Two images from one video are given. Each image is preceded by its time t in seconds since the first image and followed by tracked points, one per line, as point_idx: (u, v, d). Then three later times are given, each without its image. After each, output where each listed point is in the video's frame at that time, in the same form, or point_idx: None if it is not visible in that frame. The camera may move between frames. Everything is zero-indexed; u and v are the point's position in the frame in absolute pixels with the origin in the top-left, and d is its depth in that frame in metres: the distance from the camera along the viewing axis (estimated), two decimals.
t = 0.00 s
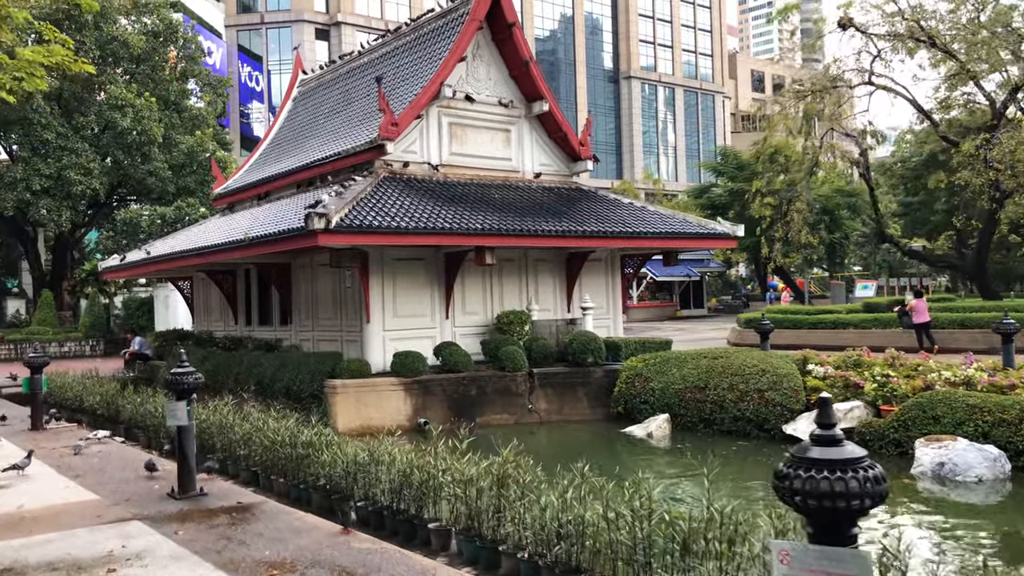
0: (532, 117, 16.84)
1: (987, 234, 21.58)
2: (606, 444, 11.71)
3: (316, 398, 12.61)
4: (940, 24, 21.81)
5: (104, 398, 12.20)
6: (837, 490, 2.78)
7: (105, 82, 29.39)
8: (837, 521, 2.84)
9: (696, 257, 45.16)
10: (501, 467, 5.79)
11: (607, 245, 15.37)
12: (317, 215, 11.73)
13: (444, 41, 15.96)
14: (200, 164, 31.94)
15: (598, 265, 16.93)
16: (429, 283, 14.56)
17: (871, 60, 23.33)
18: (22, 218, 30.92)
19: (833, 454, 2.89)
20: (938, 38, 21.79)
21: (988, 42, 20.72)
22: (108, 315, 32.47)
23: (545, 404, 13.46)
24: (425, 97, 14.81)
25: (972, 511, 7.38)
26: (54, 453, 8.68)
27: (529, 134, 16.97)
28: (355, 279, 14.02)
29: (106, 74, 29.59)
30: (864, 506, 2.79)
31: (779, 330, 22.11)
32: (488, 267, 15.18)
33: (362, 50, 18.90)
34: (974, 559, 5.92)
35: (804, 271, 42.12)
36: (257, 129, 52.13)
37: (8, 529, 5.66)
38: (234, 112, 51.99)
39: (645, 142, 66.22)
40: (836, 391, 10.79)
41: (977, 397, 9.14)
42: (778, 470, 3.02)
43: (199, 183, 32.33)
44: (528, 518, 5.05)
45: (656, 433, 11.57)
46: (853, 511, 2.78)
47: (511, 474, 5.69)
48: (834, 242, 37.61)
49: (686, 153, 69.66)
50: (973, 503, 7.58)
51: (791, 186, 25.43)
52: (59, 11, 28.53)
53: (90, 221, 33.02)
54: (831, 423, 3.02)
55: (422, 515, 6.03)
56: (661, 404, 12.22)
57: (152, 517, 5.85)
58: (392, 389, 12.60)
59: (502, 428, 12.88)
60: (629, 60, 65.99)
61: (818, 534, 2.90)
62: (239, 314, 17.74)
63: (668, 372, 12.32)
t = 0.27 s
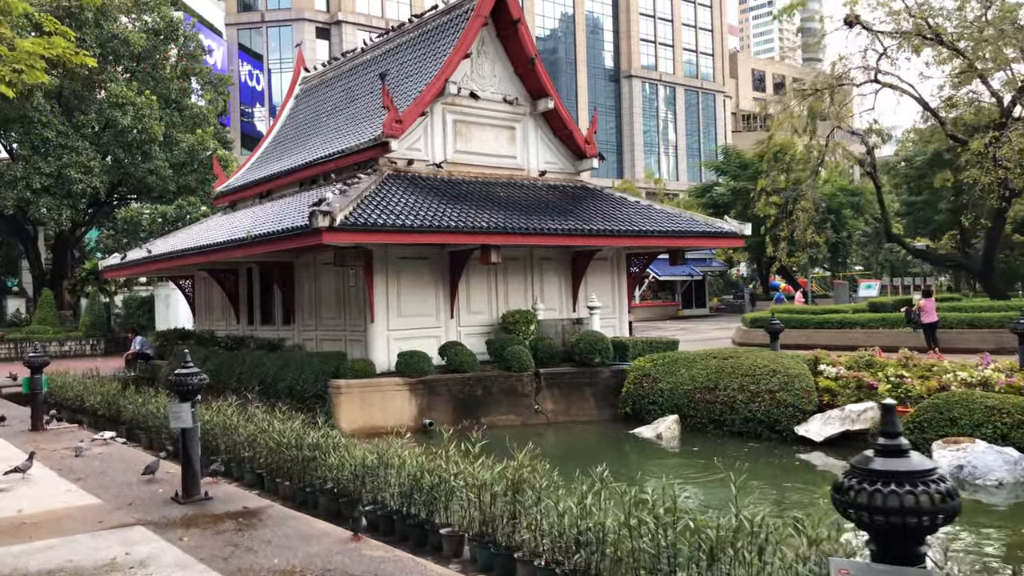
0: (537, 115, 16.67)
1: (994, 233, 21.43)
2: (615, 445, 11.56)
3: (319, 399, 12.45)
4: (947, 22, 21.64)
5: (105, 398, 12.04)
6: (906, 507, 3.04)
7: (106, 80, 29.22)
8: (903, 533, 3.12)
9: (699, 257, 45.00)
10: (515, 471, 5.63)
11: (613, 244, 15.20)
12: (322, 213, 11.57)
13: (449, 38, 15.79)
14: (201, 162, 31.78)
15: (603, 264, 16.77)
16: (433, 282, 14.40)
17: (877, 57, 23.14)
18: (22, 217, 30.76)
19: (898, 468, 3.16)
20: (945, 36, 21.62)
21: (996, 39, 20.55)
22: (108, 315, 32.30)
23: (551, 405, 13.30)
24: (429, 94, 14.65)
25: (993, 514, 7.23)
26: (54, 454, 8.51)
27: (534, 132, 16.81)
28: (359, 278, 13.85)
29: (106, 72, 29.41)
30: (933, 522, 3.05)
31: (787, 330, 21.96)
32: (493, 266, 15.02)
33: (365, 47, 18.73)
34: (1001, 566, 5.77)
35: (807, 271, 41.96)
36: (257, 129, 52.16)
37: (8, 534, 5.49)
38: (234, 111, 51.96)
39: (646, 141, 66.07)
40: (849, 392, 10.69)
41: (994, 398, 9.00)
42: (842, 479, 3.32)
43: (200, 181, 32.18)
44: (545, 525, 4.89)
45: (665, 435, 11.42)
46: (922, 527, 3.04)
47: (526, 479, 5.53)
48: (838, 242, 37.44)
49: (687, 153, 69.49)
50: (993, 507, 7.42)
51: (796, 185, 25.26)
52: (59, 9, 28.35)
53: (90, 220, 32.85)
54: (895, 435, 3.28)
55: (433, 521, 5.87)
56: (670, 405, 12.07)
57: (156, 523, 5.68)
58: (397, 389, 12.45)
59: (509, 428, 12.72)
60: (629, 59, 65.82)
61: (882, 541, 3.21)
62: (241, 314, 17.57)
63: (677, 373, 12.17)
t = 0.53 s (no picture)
0: (544, 113, 16.49)
1: (1002, 233, 21.27)
2: (625, 447, 11.40)
3: (325, 399, 12.29)
4: (956, 20, 21.44)
5: (107, 399, 11.87)
6: (1000, 520, 2.94)
7: (107, 79, 29.05)
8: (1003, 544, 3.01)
9: (702, 258, 44.80)
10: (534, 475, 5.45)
11: (621, 243, 15.03)
12: (328, 211, 11.41)
13: (455, 34, 15.61)
14: (202, 161, 31.61)
15: (611, 263, 16.60)
16: (440, 282, 14.24)
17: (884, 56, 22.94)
18: (24, 216, 30.58)
19: (980, 475, 3.05)
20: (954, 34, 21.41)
21: (1003, 37, 20.38)
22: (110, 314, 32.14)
23: (560, 406, 13.13)
24: (435, 92, 14.47)
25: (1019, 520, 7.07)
26: (56, 456, 8.34)
27: (541, 130, 16.63)
28: (364, 277, 13.68)
29: (108, 71, 29.24)
30: None
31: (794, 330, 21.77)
32: (500, 265, 14.85)
33: (369, 44, 18.54)
34: None
35: (811, 271, 41.79)
36: (258, 129, 52.11)
37: (11, 540, 5.33)
38: (235, 111, 51.86)
39: (647, 142, 65.90)
40: (865, 392, 10.55)
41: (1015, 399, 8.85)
42: (917, 491, 3.21)
43: (201, 181, 32.02)
44: (567, 531, 4.71)
45: (677, 436, 11.27)
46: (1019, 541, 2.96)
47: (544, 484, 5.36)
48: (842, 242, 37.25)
49: (689, 153, 69.29)
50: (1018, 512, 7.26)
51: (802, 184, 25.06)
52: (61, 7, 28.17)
53: (91, 219, 32.68)
54: (978, 443, 3.21)
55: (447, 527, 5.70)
56: (681, 406, 11.91)
57: (163, 528, 5.51)
58: (404, 390, 12.29)
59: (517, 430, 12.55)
60: (631, 59, 65.65)
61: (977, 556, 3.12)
62: (244, 313, 17.39)
63: (687, 373, 12.01)
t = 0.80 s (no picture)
0: (551, 113, 16.37)
1: (1013, 235, 21.09)
2: (636, 450, 11.26)
3: (332, 402, 12.17)
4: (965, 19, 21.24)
5: (113, 401, 11.75)
6: None
7: (111, 79, 28.96)
8: None
9: (706, 259, 44.67)
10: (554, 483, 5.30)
11: (630, 244, 14.89)
12: (336, 211, 11.28)
13: (462, 34, 15.49)
14: (205, 162, 31.49)
15: (619, 264, 16.46)
16: (447, 283, 14.11)
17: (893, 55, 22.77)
18: (27, 217, 30.49)
19: None
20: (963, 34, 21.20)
21: (1010, 38, 19.98)
22: (113, 315, 32.03)
23: (569, 408, 12.99)
24: (442, 91, 14.34)
25: None
26: (62, 461, 8.20)
27: (548, 130, 16.51)
28: (371, 278, 13.56)
29: (111, 71, 29.11)
30: None
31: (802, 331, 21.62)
32: (508, 266, 14.73)
33: (375, 44, 18.42)
34: None
35: (816, 273, 41.62)
36: (260, 130, 52.03)
37: (18, 548, 5.20)
38: (238, 112, 51.77)
39: (651, 143, 65.75)
40: (880, 395, 10.43)
41: None
42: None
43: (205, 181, 31.92)
44: (591, 542, 4.56)
45: (689, 440, 11.13)
46: None
47: (566, 492, 5.20)
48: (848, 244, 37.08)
49: (692, 154, 69.12)
50: None
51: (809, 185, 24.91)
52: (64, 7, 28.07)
53: (94, 220, 32.57)
54: None
55: (464, 535, 5.56)
56: (693, 409, 11.77)
57: (174, 536, 5.38)
58: (412, 392, 12.18)
59: (526, 433, 12.42)
60: (634, 60, 65.55)
61: None
62: (249, 315, 17.27)
63: (698, 376, 11.87)
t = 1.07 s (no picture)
0: (559, 111, 16.22)
1: None
2: (648, 452, 11.10)
3: (339, 402, 12.03)
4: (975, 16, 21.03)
5: (117, 402, 11.60)
6: None
7: (114, 78, 28.83)
8: None
9: (711, 259, 44.49)
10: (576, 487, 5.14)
11: (640, 243, 14.73)
12: (343, 209, 11.13)
13: (469, 30, 15.35)
14: (208, 161, 31.33)
15: (627, 264, 16.31)
16: (454, 282, 13.95)
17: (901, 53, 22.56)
18: (29, 216, 30.36)
19: None
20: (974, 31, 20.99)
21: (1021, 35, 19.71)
22: (115, 315, 31.89)
23: (579, 409, 12.82)
24: (450, 88, 14.20)
25: None
26: (67, 462, 8.03)
27: (556, 127, 16.36)
28: (378, 277, 13.41)
29: (114, 70, 28.95)
30: None
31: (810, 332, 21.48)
32: (516, 265, 14.57)
33: (380, 41, 18.28)
34: None
35: (821, 273, 41.41)
36: (263, 130, 51.91)
37: (23, 553, 5.04)
38: (240, 112, 51.66)
39: (654, 143, 65.58)
40: (898, 396, 10.28)
41: None
42: None
43: (208, 181, 31.77)
44: (617, 548, 4.37)
45: (702, 441, 10.97)
46: None
47: (588, 497, 5.03)
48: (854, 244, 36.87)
49: (695, 154, 68.93)
50: None
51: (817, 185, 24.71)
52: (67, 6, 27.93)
53: (97, 220, 32.43)
54: None
55: (481, 540, 5.39)
56: (705, 410, 11.60)
57: (183, 540, 5.22)
58: (419, 393, 12.02)
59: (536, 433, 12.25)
60: (636, 60, 65.42)
61: None
62: (254, 315, 17.11)
63: (710, 376, 11.70)
